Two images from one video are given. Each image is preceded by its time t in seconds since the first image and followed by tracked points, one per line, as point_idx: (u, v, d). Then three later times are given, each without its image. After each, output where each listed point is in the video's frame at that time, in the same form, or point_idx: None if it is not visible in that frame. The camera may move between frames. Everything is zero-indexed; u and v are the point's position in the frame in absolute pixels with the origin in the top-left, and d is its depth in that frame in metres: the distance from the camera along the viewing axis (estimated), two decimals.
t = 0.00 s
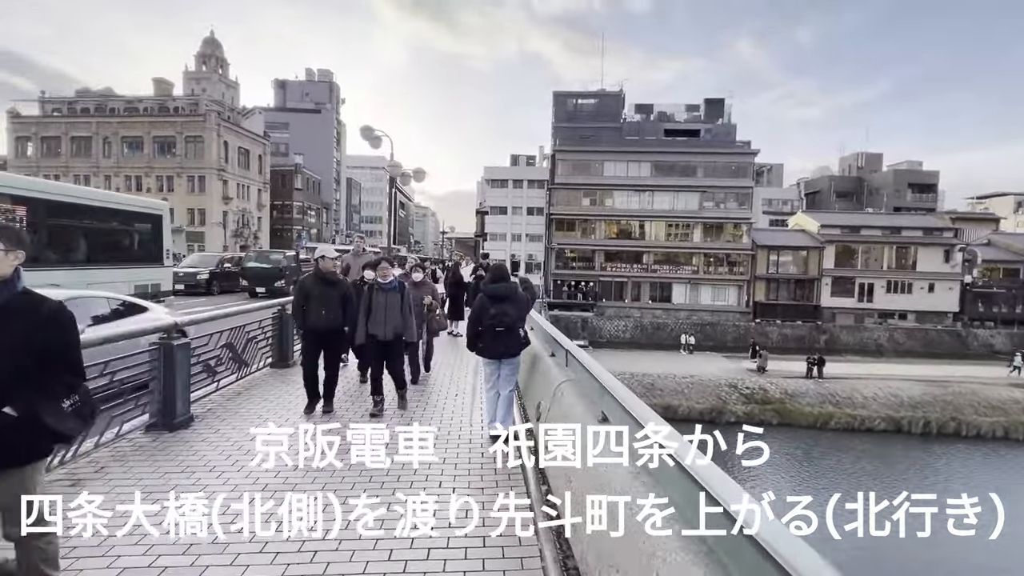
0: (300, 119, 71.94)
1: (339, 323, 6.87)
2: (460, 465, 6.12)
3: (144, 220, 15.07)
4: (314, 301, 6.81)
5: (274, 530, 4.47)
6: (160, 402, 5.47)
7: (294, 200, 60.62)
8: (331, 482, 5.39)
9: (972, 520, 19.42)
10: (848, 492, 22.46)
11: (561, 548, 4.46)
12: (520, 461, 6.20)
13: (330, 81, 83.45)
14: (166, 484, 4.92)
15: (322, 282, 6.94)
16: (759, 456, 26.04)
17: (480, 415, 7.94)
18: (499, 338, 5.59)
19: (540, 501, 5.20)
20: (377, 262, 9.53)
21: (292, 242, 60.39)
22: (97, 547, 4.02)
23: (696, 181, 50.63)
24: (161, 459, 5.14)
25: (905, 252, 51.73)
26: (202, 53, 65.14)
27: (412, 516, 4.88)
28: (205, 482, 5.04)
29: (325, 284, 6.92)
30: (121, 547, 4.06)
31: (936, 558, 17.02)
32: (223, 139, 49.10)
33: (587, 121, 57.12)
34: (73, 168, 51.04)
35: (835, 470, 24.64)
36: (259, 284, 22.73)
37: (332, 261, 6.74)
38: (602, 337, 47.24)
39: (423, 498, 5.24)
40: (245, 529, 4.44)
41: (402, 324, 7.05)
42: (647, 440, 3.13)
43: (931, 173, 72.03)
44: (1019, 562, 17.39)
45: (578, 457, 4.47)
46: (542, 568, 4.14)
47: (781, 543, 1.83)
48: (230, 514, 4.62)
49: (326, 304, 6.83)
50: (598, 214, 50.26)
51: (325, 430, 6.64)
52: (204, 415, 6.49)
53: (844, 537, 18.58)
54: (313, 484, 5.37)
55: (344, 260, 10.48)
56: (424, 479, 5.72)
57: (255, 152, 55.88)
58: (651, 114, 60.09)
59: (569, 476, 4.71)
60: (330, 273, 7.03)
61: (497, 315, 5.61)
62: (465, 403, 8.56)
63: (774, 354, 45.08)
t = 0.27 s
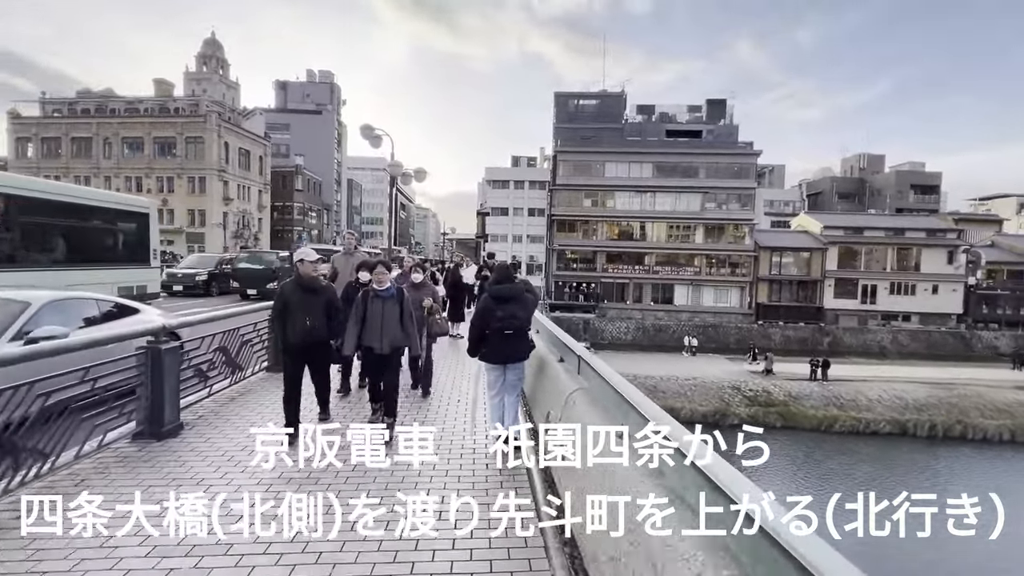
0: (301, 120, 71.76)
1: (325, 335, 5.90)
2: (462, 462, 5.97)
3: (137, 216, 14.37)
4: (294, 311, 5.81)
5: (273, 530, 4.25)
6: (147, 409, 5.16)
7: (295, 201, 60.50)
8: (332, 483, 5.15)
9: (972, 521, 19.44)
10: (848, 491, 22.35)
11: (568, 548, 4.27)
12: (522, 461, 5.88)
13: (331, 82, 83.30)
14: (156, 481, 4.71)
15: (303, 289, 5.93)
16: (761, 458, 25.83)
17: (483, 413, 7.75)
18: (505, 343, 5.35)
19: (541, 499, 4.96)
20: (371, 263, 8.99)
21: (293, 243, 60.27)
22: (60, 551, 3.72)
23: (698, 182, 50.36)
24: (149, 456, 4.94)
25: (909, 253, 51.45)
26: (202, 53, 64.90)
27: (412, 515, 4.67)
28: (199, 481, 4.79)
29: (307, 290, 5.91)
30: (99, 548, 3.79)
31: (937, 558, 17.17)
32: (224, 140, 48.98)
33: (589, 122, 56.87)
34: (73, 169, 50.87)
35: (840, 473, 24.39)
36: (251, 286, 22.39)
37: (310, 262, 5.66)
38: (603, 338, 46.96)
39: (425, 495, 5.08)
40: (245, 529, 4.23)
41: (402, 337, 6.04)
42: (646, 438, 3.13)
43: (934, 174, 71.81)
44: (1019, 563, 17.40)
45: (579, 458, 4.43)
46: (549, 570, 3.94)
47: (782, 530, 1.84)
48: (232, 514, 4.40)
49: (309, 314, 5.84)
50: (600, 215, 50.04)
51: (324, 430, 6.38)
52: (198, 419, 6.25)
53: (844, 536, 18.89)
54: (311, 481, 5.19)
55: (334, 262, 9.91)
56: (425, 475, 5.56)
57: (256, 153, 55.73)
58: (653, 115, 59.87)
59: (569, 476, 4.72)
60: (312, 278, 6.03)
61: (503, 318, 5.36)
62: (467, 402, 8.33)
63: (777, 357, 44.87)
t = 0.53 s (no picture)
0: (302, 121, 71.66)
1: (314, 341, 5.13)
2: (467, 458, 5.85)
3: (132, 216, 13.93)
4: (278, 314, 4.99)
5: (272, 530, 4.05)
6: (135, 419, 4.93)
7: (297, 202, 60.33)
8: (333, 483, 4.95)
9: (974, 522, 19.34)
10: (847, 491, 22.25)
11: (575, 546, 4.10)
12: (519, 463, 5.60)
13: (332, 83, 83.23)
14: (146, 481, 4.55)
15: (287, 288, 5.12)
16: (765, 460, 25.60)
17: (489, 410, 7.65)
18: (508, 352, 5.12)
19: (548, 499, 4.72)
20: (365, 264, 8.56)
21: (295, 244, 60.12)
22: (33, 557, 3.49)
23: (701, 183, 50.06)
24: (136, 458, 4.78)
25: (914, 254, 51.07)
26: (203, 54, 64.82)
27: (412, 515, 4.46)
28: (194, 480, 4.62)
29: (292, 290, 5.13)
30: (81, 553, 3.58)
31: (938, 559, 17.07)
32: (225, 141, 48.85)
33: (591, 122, 56.58)
34: (74, 170, 50.79)
35: (846, 475, 24.08)
36: (242, 288, 21.87)
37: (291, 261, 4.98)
38: (606, 340, 46.57)
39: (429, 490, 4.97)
40: (244, 529, 4.05)
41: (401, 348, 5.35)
42: (646, 438, 3.20)
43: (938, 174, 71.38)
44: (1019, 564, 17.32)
45: (579, 458, 4.40)
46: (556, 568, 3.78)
47: (793, 528, 1.85)
48: (232, 513, 4.22)
49: (294, 317, 5.05)
50: (602, 216, 49.76)
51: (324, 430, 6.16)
52: (193, 425, 6.07)
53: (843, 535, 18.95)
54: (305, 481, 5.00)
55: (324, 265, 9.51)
56: (430, 470, 5.49)
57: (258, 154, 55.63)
58: (655, 115, 59.63)
59: (569, 476, 4.65)
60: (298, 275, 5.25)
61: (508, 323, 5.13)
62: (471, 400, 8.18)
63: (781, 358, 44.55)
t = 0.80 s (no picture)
0: (305, 122, 71.58)
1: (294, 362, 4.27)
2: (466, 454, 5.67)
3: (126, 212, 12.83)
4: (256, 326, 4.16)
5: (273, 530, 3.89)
6: (121, 428, 4.69)
7: (299, 202, 60.21)
8: (332, 482, 4.76)
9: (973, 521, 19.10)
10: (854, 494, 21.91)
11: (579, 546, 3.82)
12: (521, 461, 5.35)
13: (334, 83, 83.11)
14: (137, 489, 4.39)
15: (265, 298, 4.26)
16: (771, 462, 25.33)
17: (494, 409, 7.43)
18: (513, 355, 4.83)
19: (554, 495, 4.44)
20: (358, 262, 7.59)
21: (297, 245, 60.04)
22: (31, 556, 3.40)
23: (705, 182, 49.74)
24: (123, 471, 4.55)
25: (920, 253, 50.65)
26: (206, 55, 64.79)
27: (412, 514, 4.23)
28: (191, 483, 4.47)
29: (272, 300, 4.27)
30: (79, 551, 3.50)
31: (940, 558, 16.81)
32: (227, 142, 48.79)
33: (594, 121, 56.29)
34: (77, 171, 50.82)
35: (852, 477, 23.73)
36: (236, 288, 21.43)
37: (272, 268, 4.18)
38: (609, 340, 46.18)
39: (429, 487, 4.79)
40: (245, 529, 3.89)
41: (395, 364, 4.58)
42: (647, 438, 3.00)
43: (944, 173, 70.76)
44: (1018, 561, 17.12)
45: (578, 459, 4.19)
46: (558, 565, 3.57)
47: (787, 522, 1.76)
48: (233, 511, 4.11)
49: (270, 332, 4.19)
50: (605, 216, 49.49)
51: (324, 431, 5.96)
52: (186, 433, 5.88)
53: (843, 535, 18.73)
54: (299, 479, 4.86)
55: (319, 264, 9.22)
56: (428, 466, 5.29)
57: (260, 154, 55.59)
58: (658, 114, 59.35)
59: (569, 480, 4.42)
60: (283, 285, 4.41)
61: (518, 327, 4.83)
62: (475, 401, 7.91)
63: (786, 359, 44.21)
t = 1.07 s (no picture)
0: (308, 122, 71.54)
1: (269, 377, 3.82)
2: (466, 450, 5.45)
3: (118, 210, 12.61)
4: (226, 337, 3.69)
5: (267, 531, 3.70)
6: (105, 434, 4.47)
7: (303, 202, 60.16)
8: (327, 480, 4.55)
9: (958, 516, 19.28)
10: (862, 497, 21.60)
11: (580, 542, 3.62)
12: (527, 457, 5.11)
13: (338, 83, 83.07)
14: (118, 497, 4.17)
15: (232, 302, 3.76)
16: (778, 463, 24.98)
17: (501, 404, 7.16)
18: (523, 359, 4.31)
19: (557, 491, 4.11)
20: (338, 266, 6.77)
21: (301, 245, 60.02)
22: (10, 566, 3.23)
23: (710, 181, 49.34)
24: (105, 479, 4.34)
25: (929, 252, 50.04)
26: (209, 55, 64.73)
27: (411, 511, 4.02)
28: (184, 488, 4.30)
29: (243, 306, 3.79)
30: (66, 555, 3.35)
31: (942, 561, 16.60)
32: (231, 142, 48.75)
33: (598, 120, 55.96)
34: (82, 172, 50.89)
35: (862, 480, 23.33)
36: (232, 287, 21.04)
37: (236, 264, 3.71)
38: (614, 340, 45.88)
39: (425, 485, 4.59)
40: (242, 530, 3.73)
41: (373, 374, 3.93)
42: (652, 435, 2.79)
43: (953, 170, 69.99)
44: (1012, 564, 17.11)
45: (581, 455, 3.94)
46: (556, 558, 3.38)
47: (790, 514, 1.55)
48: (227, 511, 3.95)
49: (238, 340, 3.74)
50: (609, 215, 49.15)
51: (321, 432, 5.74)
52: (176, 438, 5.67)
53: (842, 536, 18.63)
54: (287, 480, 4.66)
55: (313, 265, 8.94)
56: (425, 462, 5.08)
57: (264, 154, 55.56)
58: (663, 113, 58.96)
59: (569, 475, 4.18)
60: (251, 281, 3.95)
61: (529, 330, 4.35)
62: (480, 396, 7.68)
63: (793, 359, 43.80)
